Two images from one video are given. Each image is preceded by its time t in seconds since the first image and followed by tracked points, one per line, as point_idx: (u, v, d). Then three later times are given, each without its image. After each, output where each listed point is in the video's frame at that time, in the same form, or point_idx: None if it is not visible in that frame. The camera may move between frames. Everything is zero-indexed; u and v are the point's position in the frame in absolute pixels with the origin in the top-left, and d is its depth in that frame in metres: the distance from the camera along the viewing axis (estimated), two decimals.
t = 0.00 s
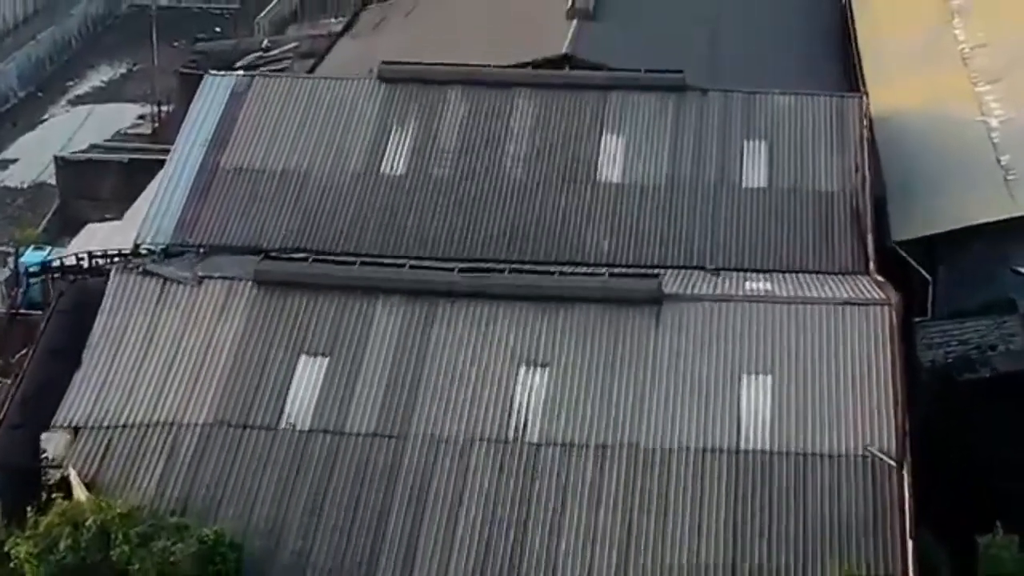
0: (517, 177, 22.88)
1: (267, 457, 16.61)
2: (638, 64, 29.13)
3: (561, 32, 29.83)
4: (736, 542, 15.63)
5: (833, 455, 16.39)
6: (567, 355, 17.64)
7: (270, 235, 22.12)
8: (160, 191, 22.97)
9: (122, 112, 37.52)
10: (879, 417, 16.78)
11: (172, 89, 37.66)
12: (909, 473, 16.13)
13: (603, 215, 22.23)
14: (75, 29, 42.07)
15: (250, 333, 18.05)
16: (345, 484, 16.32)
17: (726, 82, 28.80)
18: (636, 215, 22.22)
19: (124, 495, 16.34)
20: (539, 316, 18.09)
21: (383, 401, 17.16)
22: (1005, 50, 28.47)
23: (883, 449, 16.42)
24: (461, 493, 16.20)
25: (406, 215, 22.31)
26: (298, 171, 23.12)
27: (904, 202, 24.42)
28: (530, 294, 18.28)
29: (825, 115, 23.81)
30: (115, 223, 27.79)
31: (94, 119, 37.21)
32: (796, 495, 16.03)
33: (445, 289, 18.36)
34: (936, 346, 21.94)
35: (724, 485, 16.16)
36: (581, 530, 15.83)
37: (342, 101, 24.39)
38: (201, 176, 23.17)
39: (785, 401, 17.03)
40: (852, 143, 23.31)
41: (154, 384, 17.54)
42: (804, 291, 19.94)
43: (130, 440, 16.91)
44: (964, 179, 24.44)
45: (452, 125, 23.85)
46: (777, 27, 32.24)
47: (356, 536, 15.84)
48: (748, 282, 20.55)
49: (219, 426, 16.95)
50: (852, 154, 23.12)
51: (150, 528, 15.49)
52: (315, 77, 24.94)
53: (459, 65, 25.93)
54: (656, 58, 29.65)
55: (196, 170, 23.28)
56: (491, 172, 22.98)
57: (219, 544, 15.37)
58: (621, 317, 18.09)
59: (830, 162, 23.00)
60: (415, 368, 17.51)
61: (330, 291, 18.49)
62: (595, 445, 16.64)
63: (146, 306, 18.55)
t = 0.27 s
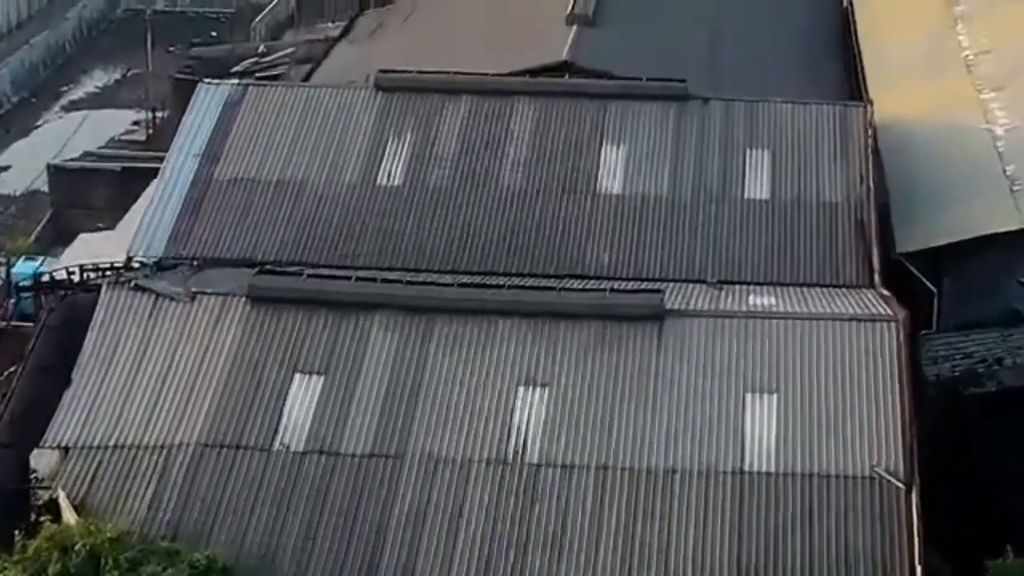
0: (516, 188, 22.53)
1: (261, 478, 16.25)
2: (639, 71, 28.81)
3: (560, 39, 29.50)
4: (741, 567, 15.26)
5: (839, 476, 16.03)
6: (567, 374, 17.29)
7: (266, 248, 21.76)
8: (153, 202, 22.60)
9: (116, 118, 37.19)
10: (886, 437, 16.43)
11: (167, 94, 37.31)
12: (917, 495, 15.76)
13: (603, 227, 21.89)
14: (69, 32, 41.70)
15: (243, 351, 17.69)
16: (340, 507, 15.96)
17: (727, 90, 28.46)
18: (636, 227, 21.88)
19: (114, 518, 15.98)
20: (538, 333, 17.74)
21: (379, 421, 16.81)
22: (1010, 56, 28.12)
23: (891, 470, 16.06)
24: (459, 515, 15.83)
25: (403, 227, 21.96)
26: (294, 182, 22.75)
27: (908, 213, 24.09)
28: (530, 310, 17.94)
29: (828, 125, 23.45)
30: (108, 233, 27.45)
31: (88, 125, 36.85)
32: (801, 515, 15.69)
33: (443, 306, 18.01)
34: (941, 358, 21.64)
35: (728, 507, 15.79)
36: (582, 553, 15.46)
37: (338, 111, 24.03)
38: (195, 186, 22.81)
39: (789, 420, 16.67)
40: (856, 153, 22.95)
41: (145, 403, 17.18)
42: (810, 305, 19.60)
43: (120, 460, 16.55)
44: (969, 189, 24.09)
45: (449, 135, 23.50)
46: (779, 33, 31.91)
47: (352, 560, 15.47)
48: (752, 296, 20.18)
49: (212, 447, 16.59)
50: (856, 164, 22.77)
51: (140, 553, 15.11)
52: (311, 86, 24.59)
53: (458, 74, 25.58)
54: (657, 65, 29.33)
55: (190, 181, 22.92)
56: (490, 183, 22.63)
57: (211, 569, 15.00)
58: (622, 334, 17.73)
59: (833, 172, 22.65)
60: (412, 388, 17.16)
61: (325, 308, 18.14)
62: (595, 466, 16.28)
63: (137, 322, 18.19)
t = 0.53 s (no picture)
0: (515, 199, 22.21)
1: (254, 497, 15.93)
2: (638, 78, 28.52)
3: (559, 46, 29.20)
4: None
5: (845, 495, 15.70)
6: (567, 390, 16.97)
7: (261, 258, 21.43)
8: (146, 211, 22.26)
9: (112, 123, 36.87)
10: (892, 454, 16.12)
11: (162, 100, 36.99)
12: (924, 515, 15.40)
13: (603, 238, 21.57)
14: (64, 37, 41.38)
15: (237, 367, 17.38)
16: (336, 528, 15.63)
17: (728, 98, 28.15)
18: (637, 238, 21.57)
19: (105, 539, 15.67)
20: (538, 348, 17.42)
21: (376, 439, 16.50)
22: (1014, 61, 27.80)
23: (898, 489, 15.73)
24: (457, 536, 15.51)
25: (400, 237, 21.64)
26: (289, 192, 22.42)
27: (912, 223, 23.79)
28: (529, 324, 17.62)
29: (831, 133, 23.13)
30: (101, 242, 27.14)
31: (83, 130, 36.53)
32: (806, 536, 15.36)
33: (441, 320, 17.69)
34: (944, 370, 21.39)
35: (732, 528, 15.47)
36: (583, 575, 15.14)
37: (334, 120, 23.71)
38: (189, 196, 22.47)
39: (793, 437, 16.35)
40: (859, 162, 22.63)
41: (137, 421, 16.87)
42: (814, 319, 19.29)
43: (112, 478, 16.24)
44: (973, 198, 23.79)
45: (447, 143, 23.18)
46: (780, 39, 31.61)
47: None
48: (755, 310, 19.83)
49: (204, 465, 16.28)
50: (860, 173, 22.44)
51: None
52: (307, 94, 24.27)
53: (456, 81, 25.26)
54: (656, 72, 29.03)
55: (184, 190, 22.58)
56: (489, 194, 22.31)
57: None
58: (623, 349, 17.41)
59: (836, 182, 22.33)
60: (410, 406, 16.85)
61: (320, 323, 17.82)
62: (596, 485, 15.96)
63: (129, 338, 17.88)
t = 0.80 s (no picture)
0: (515, 212, 21.81)
1: (247, 523, 15.54)
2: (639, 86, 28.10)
3: (558, 52, 28.79)
4: None
5: (853, 520, 15.30)
6: (568, 412, 16.57)
7: (255, 272, 21.02)
8: (138, 224, 21.84)
9: (106, 130, 36.46)
10: (902, 477, 15.72)
11: (157, 107, 36.59)
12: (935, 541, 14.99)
13: (604, 252, 21.17)
14: (57, 42, 40.99)
15: (229, 387, 16.99)
16: (331, 555, 15.23)
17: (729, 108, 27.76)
18: (639, 252, 21.17)
19: (93, 566, 15.29)
20: (538, 368, 17.03)
21: (372, 462, 16.11)
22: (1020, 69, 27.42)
23: (908, 514, 15.32)
24: (455, 563, 15.12)
25: (396, 250, 21.24)
26: (284, 204, 22.01)
27: (918, 236, 23.40)
28: (528, 344, 17.22)
29: (835, 143, 22.72)
30: (93, 253, 26.76)
31: (76, 137, 36.14)
32: (813, 563, 14.97)
33: (439, 340, 17.30)
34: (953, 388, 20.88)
35: (738, 557, 15.08)
36: None
37: (330, 129, 23.30)
38: (182, 208, 22.06)
39: (801, 460, 15.96)
40: (865, 173, 22.22)
41: (127, 444, 16.49)
42: (820, 337, 18.84)
43: (100, 504, 15.86)
44: (980, 211, 23.43)
45: (445, 154, 22.78)
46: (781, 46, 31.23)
47: None
48: (759, 327, 19.39)
49: (195, 490, 15.91)
50: (865, 185, 22.03)
51: None
52: (303, 103, 23.86)
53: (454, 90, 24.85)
54: (657, 80, 28.62)
55: (176, 202, 22.17)
56: (488, 206, 21.90)
57: None
58: (626, 369, 17.02)
59: (841, 193, 21.92)
60: (406, 428, 16.46)
61: (315, 341, 17.42)
62: (598, 510, 15.56)
63: (119, 356, 17.47)
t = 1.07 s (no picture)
0: (514, 223, 21.44)
1: (240, 548, 15.17)
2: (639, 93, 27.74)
3: (557, 58, 28.41)
4: None
5: (862, 544, 14.94)
6: (569, 432, 16.22)
7: (250, 285, 20.65)
8: (130, 236, 21.45)
9: (101, 136, 36.08)
10: (911, 498, 15.37)
11: (152, 113, 36.23)
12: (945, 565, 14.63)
13: (604, 265, 20.81)
14: (52, 47, 40.62)
15: (223, 407, 16.62)
16: None
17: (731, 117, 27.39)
18: (640, 265, 20.81)
19: None
20: (538, 386, 16.67)
21: (369, 484, 15.75)
22: None
23: (917, 538, 14.97)
24: None
25: (393, 262, 20.87)
26: (279, 215, 21.64)
27: (923, 247, 23.04)
28: (528, 362, 16.85)
29: (840, 154, 22.36)
30: (86, 264, 26.41)
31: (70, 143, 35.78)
32: None
33: (437, 357, 16.95)
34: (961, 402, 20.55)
35: None
36: None
37: (326, 139, 22.93)
38: (175, 219, 21.69)
39: (808, 481, 15.61)
40: (870, 184, 21.86)
41: (118, 465, 16.13)
42: (825, 353, 18.41)
43: (90, 527, 15.49)
44: (986, 221, 23.09)
45: (443, 164, 22.40)
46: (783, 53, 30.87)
47: None
48: (763, 341, 19.00)
49: (187, 512, 15.54)
50: (871, 196, 21.67)
51: None
52: (299, 112, 23.49)
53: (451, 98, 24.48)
54: (657, 87, 28.25)
55: (170, 213, 21.79)
56: (487, 218, 21.53)
57: None
58: (629, 387, 16.67)
59: (846, 205, 21.56)
60: (403, 449, 16.10)
61: (310, 359, 17.05)
62: (601, 533, 15.20)
63: (110, 375, 17.10)
